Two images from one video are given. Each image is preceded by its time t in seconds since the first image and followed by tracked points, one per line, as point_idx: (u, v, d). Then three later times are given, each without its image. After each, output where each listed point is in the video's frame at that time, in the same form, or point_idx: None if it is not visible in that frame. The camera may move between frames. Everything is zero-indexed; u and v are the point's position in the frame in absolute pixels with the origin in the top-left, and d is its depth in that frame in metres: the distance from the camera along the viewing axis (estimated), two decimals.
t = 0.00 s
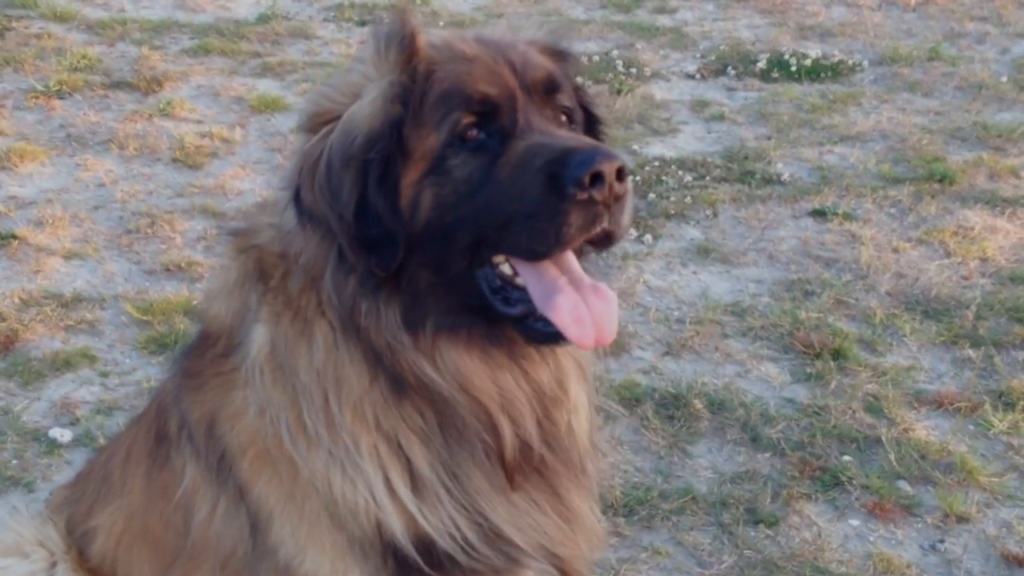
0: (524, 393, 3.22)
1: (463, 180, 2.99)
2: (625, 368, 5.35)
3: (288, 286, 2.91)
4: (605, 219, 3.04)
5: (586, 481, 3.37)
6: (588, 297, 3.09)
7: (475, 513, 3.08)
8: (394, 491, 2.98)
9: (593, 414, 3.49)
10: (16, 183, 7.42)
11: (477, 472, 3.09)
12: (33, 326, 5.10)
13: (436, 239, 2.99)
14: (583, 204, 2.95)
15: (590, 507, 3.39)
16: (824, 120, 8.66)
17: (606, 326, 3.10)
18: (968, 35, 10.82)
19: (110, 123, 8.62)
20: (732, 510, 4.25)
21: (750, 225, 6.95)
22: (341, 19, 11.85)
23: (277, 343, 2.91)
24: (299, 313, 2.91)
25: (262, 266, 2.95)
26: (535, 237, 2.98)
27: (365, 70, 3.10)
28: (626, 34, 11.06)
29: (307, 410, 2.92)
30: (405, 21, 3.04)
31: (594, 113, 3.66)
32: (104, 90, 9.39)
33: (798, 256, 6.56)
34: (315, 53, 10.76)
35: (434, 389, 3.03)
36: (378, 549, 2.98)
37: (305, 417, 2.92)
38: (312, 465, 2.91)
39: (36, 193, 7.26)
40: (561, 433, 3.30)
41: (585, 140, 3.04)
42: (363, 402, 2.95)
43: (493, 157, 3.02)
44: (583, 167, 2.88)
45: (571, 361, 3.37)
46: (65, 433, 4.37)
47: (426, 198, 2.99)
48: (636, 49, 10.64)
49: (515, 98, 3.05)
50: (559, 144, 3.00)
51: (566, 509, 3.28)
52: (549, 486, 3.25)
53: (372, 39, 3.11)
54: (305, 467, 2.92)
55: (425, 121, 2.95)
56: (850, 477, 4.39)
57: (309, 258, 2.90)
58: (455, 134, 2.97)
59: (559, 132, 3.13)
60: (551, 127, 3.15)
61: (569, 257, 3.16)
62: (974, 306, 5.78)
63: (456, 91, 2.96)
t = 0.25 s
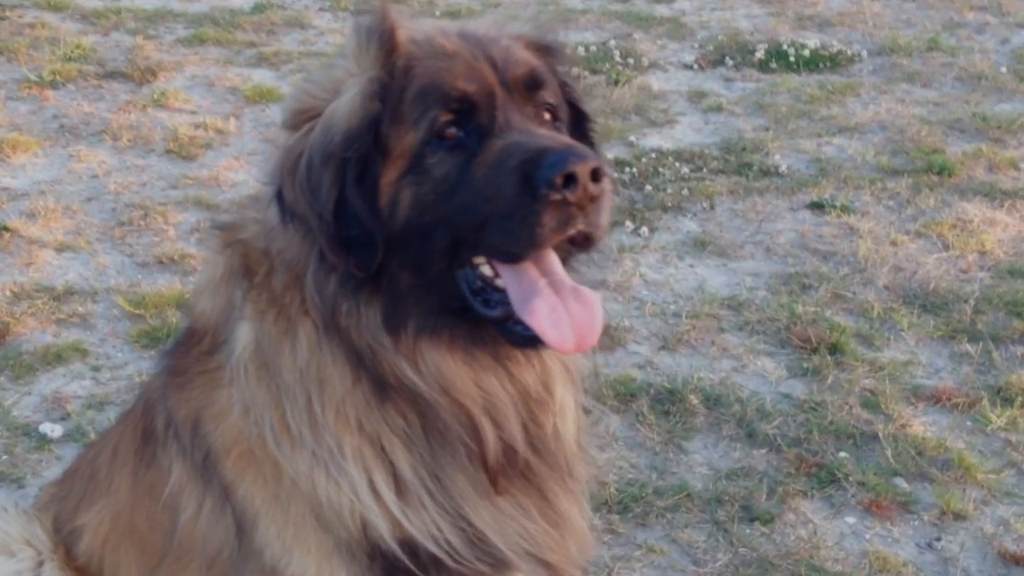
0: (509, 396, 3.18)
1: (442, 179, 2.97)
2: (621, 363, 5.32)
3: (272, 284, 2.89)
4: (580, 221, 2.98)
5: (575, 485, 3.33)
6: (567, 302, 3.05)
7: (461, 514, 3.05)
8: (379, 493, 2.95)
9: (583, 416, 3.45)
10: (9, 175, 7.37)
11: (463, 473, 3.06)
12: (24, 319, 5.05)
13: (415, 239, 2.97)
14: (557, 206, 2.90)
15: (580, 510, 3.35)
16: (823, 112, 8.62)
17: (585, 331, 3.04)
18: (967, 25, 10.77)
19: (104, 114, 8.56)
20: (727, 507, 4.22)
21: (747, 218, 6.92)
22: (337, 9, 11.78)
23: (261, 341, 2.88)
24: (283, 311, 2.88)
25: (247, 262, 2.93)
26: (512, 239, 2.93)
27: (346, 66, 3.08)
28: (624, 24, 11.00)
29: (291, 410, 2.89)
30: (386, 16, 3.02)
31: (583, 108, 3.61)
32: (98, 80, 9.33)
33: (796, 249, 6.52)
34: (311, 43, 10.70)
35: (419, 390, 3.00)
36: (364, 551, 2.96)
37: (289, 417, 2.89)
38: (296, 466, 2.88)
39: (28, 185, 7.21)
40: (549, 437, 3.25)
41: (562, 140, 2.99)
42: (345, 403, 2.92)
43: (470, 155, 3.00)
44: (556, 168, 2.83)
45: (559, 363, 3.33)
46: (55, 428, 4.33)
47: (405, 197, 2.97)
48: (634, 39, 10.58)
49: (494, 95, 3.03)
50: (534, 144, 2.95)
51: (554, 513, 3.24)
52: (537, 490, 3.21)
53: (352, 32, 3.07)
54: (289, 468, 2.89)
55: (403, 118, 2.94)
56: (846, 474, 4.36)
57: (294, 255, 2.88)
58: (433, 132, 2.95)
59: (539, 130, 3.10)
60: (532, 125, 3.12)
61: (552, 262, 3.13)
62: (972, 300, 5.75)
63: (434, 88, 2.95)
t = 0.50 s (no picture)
0: (492, 395, 3.15)
1: (420, 174, 2.96)
2: (616, 354, 5.29)
3: (256, 276, 2.88)
4: (555, 219, 2.95)
5: (564, 485, 3.29)
6: (544, 301, 3.02)
7: (446, 513, 3.02)
8: (362, 490, 2.93)
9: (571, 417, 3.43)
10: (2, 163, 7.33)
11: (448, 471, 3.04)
12: (16, 310, 5.02)
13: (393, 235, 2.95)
14: (530, 204, 2.88)
15: (569, 510, 3.32)
16: (822, 101, 8.57)
17: (561, 331, 3.01)
18: (967, 13, 10.72)
19: (99, 102, 8.52)
20: (722, 500, 4.20)
21: (744, 208, 6.88)
22: None
23: (246, 335, 2.86)
24: (267, 304, 2.87)
25: (232, 253, 2.92)
26: (487, 237, 2.91)
27: (332, 58, 3.06)
28: (623, 12, 10.96)
29: (274, 404, 2.87)
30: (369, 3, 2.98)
31: (573, 102, 3.53)
32: (93, 69, 9.27)
33: (793, 240, 6.48)
34: (307, 31, 10.64)
35: (403, 387, 2.98)
36: (349, 549, 2.94)
37: (273, 412, 2.87)
38: (280, 462, 2.86)
39: (22, 173, 7.16)
40: (536, 436, 3.23)
41: (540, 137, 2.96)
42: (328, 399, 2.91)
43: (449, 151, 2.98)
44: (529, 166, 2.81)
45: (546, 362, 3.30)
46: (46, 419, 4.31)
47: (384, 192, 2.96)
48: (632, 27, 10.53)
49: (474, 89, 3.01)
50: (510, 140, 2.92)
51: (542, 513, 3.20)
52: (524, 489, 3.18)
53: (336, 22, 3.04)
54: (272, 464, 2.87)
55: (383, 112, 2.92)
56: (842, 466, 4.34)
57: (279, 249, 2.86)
58: (412, 126, 2.94)
59: (519, 126, 3.07)
60: (513, 121, 3.10)
61: (533, 257, 3.09)
62: (970, 291, 5.72)
63: (413, 81, 2.93)
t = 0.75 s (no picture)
0: (485, 398, 3.16)
1: (409, 174, 2.99)
2: (621, 350, 5.27)
3: (251, 274, 2.95)
4: (540, 224, 2.96)
5: (561, 489, 3.29)
6: (531, 306, 3.03)
7: (441, 516, 3.05)
8: (357, 493, 2.97)
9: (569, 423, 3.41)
10: (8, 158, 7.33)
11: (443, 474, 3.07)
12: (20, 305, 5.02)
13: (382, 235, 2.98)
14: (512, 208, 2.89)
15: (566, 515, 3.31)
16: (830, 95, 8.52)
17: (546, 338, 3.03)
18: (979, 6, 10.63)
19: (105, 96, 8.51)
20: (725, 498, 4.18)
21: (751, 203, 6.84)
22: None
23: (240, 335, 2.92)
24: (262, 306, 2.93)
25: (229, 251, 2.99)
26: (472, 240, 2.93)
27: (325, 57, 3.11)
28: (631, 6, 10.92)
29: (269, 406, 2.92)
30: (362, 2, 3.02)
31: (572, 102, 3.48)
32: (99, 63, 9.27)
33: (800, 235, 6.44)
34: (315, 24, 10.61)
35: (396, 391, 3.01)
36: (343, 551, 2.97)
37: (268, 414, 2.91)
38: (274, 464, 2.90)
39: (27, 168, 7.17)
40: (532, 440, 3.22)
41: (528, 138, 2.98)
42: (322, 400, 2.96)
43: (437, 152, 3.01)
44: (512, 169, 2.84)
45: (540, 365, 3.28)
46: (48, 415, 4.31)
47: (373, 193, 2.99)
48: (640, 21, 10.48)
49: (464, 89, 3.04)
50: (496, 141, 2.95)
51: (538, 517, 3.20)
52: (520, 493, 3.18)
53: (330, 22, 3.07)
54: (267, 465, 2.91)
55: (373, 113, 2.96)
56: (848, 464, 4.32)
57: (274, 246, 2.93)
58: (402, 127, 2.98)
59: (510, 126, 3.09)
60: (504, 121, 3.12)
61: (524, 260, 3.09)
62: (978, 288, 5.67)
63: (402, 81, 2.97)
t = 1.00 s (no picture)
0: (482, 402, 3.14)
1: (402, 176, 2.96)
2: (630, 349, 5.24)
3: (249, 275, 2.92)
4: (529, 229, 2.93)
5: (563, 494, 3.27)
6: (523, 311, 3.01)
7: (442, 522, 3.03)
8: (357, 499, 2.95)
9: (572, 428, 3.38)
10: (17, 154, 7.32)
11: (443, 480, 3.05)
12: (28, 303, 5.01)
13: (374, 238, 2.96)
14: (501, 211, 2.86)
15: (569, 520, 3.30)
16: (844, 90, 8.45)
17: (538, 343, 3.00)
18: None
19: (115, 93, 8.50)
20: (735, 499, 4.14)
21: (763, 199, 6.79)
22: None
23: (238, 338, 2.91)
24: (260, 308, 2.91)
25: (230, 253, 2.98)
26: (463, 244, 2.89)
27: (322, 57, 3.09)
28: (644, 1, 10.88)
29: (268, 411, 2.90)
30: None
31: (572, 101, 3.43)
32: (109, 59, 9.26)
33: (812, 231, 6.39)
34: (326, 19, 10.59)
35: (394, 396, 3.00)
36: (345, 557, 2.96)
37: (267, 419, 2.90)
38: (274, 469, 2.89)
39: (37, 164, 7.16)
40: (532, 444, 3.20)
41: (519, 140, 2.93)
42: (321, 405, 2.94)
43: (430, 153, 2.98)
44: (499, 172, 2.80)
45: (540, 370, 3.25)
46: (55, 414, 4.30)
47: (366, 195, 2.97)
48: (652, 15, 10.43)
49: (457, 89, 3.00)
50: (487, 144, 2.90)
51: (539, 521, 3.19)
52: (521, 498, 3.17)
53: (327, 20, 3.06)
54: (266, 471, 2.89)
55: (365, 113, 2.93)
56: (859, 464, 4.27)
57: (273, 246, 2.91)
58: (394, 127, 2.95)
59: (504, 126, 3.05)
60: (498, 121, 3.07)
61: (520, 263, 3.06)
62: (993, 285, 5.61)
63: (394, 81, 2.93)
